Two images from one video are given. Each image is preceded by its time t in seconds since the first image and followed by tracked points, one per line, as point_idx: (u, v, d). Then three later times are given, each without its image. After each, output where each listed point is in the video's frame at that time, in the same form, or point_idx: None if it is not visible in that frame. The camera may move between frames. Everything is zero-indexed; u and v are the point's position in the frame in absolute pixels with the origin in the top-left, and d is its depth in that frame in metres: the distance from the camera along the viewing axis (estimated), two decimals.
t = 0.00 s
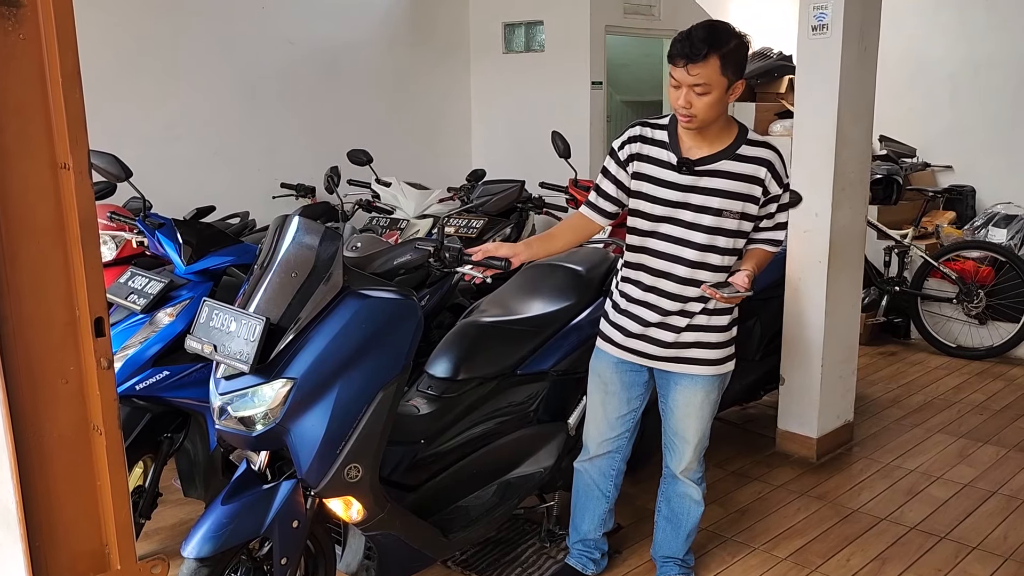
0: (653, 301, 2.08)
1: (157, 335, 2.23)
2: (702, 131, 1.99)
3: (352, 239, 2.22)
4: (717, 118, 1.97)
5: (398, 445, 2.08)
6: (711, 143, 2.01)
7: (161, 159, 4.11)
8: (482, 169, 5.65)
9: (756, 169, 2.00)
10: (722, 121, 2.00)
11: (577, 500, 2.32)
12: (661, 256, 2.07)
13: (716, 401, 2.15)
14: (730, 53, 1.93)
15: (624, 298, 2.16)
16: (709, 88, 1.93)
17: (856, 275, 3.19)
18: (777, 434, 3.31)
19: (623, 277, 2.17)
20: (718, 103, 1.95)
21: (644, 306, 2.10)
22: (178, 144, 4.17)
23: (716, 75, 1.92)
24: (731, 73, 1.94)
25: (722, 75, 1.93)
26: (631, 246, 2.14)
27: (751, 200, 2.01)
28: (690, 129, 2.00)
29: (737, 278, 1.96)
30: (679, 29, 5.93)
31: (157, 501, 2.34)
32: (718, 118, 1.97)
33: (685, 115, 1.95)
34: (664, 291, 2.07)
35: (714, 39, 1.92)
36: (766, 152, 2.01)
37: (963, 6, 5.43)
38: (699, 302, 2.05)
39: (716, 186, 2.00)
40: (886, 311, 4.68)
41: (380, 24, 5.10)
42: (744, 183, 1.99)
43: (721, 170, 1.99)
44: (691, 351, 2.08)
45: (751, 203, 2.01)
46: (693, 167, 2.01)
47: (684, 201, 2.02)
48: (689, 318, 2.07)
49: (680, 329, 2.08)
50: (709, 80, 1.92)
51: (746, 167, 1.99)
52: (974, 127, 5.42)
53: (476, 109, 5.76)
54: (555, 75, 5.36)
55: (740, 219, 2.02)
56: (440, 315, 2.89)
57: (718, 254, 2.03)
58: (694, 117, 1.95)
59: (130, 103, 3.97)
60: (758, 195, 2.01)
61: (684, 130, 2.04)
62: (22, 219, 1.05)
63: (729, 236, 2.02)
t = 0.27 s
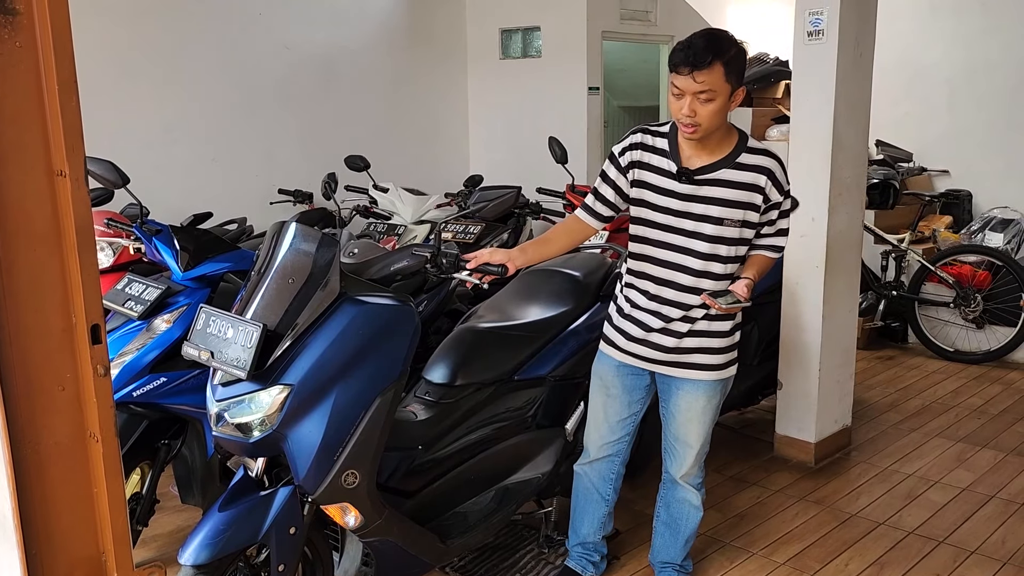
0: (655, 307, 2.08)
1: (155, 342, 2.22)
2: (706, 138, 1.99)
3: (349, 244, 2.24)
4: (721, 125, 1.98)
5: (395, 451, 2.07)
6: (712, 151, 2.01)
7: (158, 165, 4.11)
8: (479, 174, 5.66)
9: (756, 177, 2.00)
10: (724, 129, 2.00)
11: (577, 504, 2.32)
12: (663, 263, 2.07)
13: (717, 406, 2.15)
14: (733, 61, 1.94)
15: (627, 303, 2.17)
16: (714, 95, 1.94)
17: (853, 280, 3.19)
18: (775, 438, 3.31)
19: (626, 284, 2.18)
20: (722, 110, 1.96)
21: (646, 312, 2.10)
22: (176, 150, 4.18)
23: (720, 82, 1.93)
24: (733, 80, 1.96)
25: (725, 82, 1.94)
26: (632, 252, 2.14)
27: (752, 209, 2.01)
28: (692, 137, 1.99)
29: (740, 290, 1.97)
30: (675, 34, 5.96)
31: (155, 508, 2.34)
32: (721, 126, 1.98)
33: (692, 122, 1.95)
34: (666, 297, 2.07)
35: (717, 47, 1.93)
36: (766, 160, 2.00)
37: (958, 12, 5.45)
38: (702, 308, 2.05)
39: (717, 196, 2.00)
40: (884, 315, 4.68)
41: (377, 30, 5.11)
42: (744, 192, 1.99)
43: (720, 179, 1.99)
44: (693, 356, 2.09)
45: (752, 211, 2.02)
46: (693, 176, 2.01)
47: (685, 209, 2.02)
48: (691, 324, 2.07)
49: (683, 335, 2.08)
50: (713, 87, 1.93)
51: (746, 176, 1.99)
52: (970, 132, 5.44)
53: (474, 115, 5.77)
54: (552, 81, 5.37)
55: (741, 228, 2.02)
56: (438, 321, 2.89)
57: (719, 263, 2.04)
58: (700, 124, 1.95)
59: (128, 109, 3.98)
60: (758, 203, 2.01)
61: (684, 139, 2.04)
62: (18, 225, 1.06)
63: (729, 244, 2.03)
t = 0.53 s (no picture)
0: (663, 310, 2.09)
1: (152, 346, 2.22)
2: (707, 135, 2.00)
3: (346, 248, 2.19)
4: (722, 120, 1.99)
5: (392, 456, 2.07)
6: (713, 149, 2.01)
7: (156, 169, 4.11)
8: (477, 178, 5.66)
9: (759, 176, 2.00)
10: (725, 125, 2.01)
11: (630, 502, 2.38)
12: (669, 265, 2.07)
13: (724, 410, 2.15)
14: (727, 55, 1.95)
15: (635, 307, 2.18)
16: (712, 90, 1.95)
17: (851, 283, 3.19)
18: (774, 442, 3.30)
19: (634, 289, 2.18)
20: (720, 105, 1.97)
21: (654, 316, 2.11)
22: (173, 155, 4.18)
23: (717, 76, 1.94)
24: (728, 75, 1.97)
25: (721, 76, 1.95)
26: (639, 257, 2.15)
27: (755, 208, 2.01)
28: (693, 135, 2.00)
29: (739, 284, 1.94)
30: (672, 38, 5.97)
31: (152, 512, 2.33)
32: (720, 121, 1.99)
33: (693, 118, 1.96)
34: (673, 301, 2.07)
35: (712, 41, 1.94)
36: (767, 159, 2.00)
37: (954, 15, 5.47)
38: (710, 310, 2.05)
39: (719, 195, 2.00)
40: (882, 318, 4.69)
41: (375, 35, 5.11)
42: (747, 190, 1.99)
43: (723, 179, 1.99)
44: (701, 360, 2.08)
45: (756, 210, 2.01)
46: (696, 176, 2.01)
47: (689, 210, 2.03)
48: (699, 327, 2.07)
49: (690, 338, 2.08)
50: (711, 81, 1.94)
51: (748, 175, 1.99)
52: (967, 135, 5.45)
53: (472, 119, 5.78)
54: (550, 85, 5.38)
55: (745, 227, 2.01)
56: (436, 325, 2.88)
57: (724, 262, 2.03)
58: (700, 120, 1.96)
59: (126, 114, 3.98)
60: (762, 202, 2.01)
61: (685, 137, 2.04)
62: (13, 230, 1.05)
63: (734, 244, 2.02)
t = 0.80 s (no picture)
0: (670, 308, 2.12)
1: (149, 349, 2.22)
2: (701, 139, 2.02)
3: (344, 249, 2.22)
4: (705, 126, 1.99)
5: (390, 457, 2.08)
6: (713, 149, 2.02)
7: (153, 172, 4.10)
8: (476, 179, 5.66)
9: (762, 175, 2.00)
10: (718, 127, 2.00)
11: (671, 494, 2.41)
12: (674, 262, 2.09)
13: (728, 409, 2.14)
14: (694, 65, 1.94)
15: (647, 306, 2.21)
16: (679, 101, 1.97)
17: (849, 284, 3.20)
18: (773, 443, 3.30)
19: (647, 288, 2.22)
20: (696, 113, 1.97)
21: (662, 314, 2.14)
22: (171, 157, 4.17)
23: (681, 88, 1.95)
24: (700, 83, 1.95)
25: (686, 87, 1.95)
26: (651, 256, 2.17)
27: (758, 206, 2.00)
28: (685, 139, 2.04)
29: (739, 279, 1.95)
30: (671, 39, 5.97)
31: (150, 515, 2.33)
32: (705, 126, 1.98)
33: (668, 131, 2.00)
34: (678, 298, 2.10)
35: (676, 54, 1.95)
36: (771, 158, 2.00)
37: (952, 16, 5.47)
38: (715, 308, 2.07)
39: (722, 193, 2.01)
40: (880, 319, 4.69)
41: (373, 36, 5.11)
42: (750, 189, 1.99)
43: (725, 176, 2.00)
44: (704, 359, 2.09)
45: (759, 208, 2.01)
46: (699, 176, 2.03)
47: (692, 208, 2.04)
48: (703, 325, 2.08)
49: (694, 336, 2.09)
50: (676, 94, 1.96)
51: (751, 173, 1.99)
52: (965, 136, 5.45)
53: (470, 120, 5.78)
54: (548, 87, 5.38)
55: (748, 225, 2.01)
56: (434, 326, 2.88)
57: (726, 259, 2.03)
58: (677, 130, 2.00)
59: (123, 115, 3.98)
60: (765, 201, 2.00)
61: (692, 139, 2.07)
62: (10, 234, 1.07)
63: (737, 241, 2.02)
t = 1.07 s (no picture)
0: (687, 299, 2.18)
1: (148, 348, 2.22)
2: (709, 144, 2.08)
3: (344, 248, 2.12)
4: (705, 133, 2.05)
5: (390, 456, 2.08)
6: (725, 151, 2.07)
7: (153, 171, 4.10)
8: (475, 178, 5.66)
9: (770, 174, 2.02)
10: (721, 131, 2.05)
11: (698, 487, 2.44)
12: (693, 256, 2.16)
13: (738, 398, 2.16)
14: (676, 81, 2.03)
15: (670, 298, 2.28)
16: (671, 116, 2.06)
17: (849, 283, 3.19)
18: (773, 442, 3.30)
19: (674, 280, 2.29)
20: (689, 125, 2.05)
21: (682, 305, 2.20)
22: (171, 156, 4.17)
23: (668, 105, 2.05)
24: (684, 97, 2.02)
25: (672, 103, 2.04)
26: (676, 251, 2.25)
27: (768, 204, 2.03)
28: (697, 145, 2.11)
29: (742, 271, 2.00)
30: (670, 38, 5.96)
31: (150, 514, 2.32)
32: (703, 134, 2.05)
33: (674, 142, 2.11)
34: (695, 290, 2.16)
35: (661, 73, 2.05)
36: (780, 157, 2.02)
37: (952, 15, 5.47)
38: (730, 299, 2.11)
39: (733, 192, 2.05)
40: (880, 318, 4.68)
41: (372, 35, 5.11)
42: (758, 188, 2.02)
43: (735, 176, 2.04)
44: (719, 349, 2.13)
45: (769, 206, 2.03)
46: (712, 176, 2.08)
47: (705, 207, 2.10)
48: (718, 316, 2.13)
49: (708, 327, 2.14)
50: (666, 110, 2.06)
51: (759, 172, 2.02)
52: (965, 135, 5.45)
53: (469, 119, 5.78)
54: (547, 86, 5.38)
55: (759, 223, 2.05)
56: (433, 325, 2.88)
57: (739, 256, 2.08)
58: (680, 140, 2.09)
59: (122, 114, 3.97)
60: (775, 199, 2.03)
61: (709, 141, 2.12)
62: (8, 234, 1.07)
63: (749, 238, 2.06)
